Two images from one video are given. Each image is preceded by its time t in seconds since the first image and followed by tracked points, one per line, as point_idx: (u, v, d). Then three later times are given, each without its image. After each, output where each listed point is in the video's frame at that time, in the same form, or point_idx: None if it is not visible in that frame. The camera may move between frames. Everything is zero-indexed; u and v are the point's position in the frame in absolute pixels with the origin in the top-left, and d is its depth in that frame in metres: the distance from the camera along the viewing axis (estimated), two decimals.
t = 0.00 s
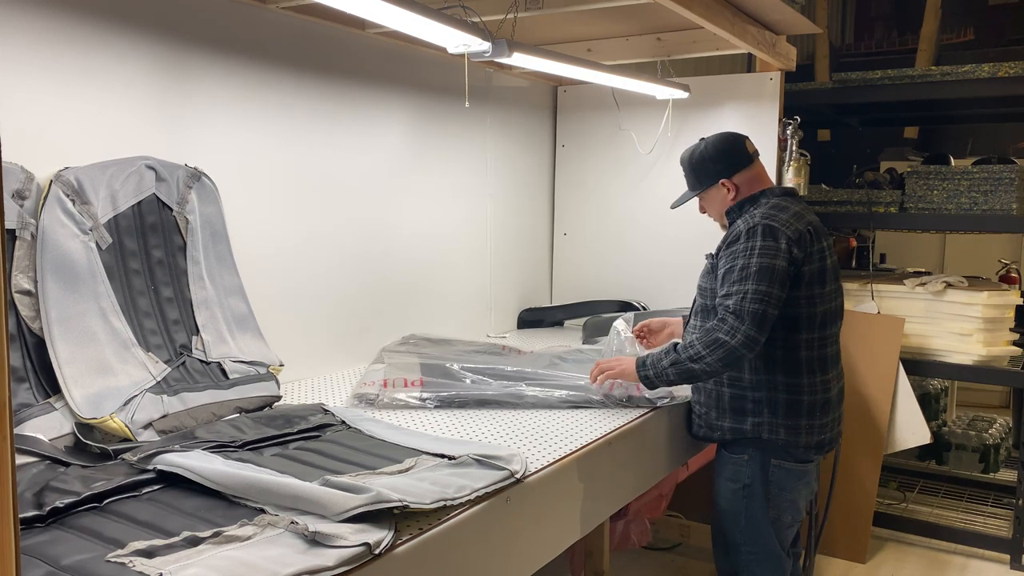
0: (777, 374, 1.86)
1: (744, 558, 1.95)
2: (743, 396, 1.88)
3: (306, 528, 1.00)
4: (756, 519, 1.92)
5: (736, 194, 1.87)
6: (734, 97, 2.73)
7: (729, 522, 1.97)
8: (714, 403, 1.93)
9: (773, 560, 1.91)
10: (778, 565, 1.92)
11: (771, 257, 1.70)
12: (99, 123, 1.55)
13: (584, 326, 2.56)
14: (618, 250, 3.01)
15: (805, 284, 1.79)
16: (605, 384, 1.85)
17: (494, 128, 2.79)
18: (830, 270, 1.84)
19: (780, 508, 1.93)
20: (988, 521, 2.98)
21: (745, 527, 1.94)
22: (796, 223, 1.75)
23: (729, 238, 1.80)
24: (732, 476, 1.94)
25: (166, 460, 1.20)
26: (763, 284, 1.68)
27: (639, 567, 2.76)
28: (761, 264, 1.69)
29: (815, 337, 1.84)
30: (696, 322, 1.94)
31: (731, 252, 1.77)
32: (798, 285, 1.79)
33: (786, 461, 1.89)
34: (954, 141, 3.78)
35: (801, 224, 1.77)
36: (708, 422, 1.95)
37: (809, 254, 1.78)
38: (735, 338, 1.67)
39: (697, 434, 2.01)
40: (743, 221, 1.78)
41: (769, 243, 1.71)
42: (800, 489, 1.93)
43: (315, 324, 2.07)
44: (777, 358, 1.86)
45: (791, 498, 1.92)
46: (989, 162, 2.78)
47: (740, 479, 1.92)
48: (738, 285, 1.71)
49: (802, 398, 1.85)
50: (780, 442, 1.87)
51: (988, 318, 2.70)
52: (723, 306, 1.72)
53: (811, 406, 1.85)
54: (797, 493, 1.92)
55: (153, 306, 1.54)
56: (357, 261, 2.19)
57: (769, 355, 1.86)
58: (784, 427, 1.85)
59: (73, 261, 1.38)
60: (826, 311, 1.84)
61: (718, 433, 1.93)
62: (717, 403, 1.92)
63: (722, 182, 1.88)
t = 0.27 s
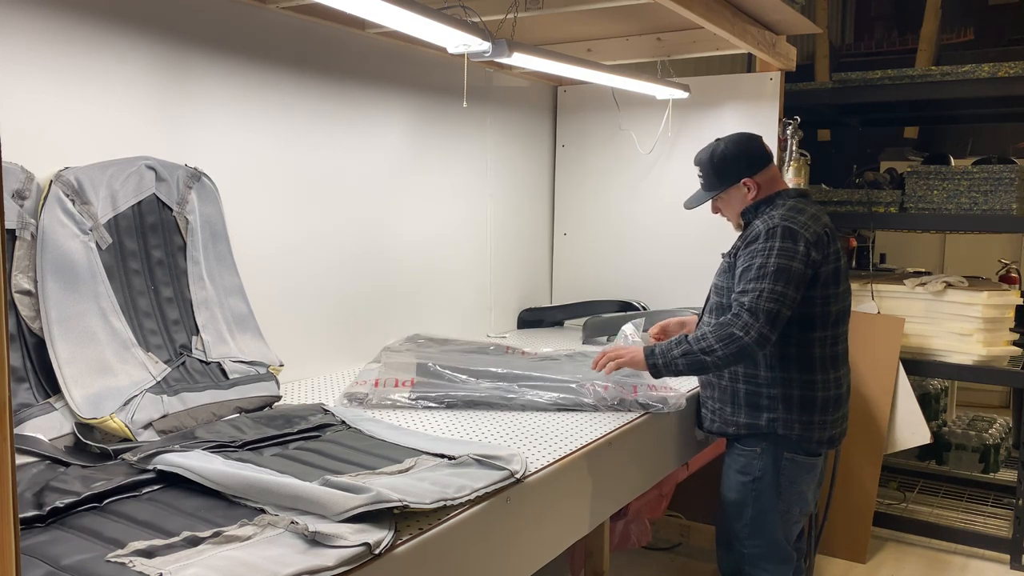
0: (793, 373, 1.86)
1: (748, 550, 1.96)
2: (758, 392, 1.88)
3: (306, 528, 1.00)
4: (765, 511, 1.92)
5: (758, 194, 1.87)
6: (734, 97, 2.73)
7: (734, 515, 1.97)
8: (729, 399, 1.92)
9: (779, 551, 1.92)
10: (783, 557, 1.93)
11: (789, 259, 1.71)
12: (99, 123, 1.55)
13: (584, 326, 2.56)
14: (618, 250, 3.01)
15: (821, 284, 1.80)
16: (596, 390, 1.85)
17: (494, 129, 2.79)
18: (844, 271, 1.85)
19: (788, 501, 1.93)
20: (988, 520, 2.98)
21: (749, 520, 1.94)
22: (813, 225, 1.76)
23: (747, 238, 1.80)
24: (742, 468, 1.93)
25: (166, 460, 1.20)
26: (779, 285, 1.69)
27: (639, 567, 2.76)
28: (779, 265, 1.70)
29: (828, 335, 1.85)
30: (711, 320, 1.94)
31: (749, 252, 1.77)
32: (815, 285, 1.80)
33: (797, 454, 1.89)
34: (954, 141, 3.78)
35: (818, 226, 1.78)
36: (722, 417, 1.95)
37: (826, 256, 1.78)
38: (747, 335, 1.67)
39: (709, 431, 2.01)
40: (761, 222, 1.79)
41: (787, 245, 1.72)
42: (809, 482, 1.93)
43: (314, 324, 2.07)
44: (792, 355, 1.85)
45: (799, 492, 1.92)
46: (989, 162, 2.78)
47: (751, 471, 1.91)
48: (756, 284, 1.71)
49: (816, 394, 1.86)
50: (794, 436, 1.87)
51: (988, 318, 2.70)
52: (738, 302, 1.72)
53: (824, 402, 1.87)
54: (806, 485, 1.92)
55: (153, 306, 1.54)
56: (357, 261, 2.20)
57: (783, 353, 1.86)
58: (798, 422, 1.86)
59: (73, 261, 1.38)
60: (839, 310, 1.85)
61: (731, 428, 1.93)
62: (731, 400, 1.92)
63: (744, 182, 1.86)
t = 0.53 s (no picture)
0: (801, 373, 1.85)
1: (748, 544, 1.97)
2: (767, 390, 1.89)
3: (306, 528, 1.00)
4: (769, 507, 1.92)
5: (770, 194, 1.87)
6: (734, 97, 2.73)
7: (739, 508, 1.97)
8: (738, 397, 1.94)
9: (780, 546, 1.92)
10: (785, 552, 1.93)
11: (795, 266, 1.71)
12: (99, 123, 1.55)
13: (584, 326, 2.56)
14: (618, 250, 3.01)
15: (829, 287, 1.79)
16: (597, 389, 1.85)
17: (494, 129, 2.79)
18: (853, 272, 1.84)
19: (793, 498, 1.91)
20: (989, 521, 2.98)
21: (750, 513, 1.95)
22: (821, 230, 1.76)
23: (757, 243, 1.82)
24: (748, 463, 1.94)
25: (166, 460, 1.20)
26: (785, 292, 1.71)
27: (639, 567, 2.76)
28: (785, 272, 1.72)
29: (836, 335, 1.85)
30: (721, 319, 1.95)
31: (757, 258, 1.79)
32: (823, 289, 1.80)
33: (803, 451, 1.89)
34: (954, 141, 3.78)
35: (826, 230, 1.77)
36: (731, 414, 1.97)
37: (834, 260, 1.78)
38: (751, 343, 1.73)
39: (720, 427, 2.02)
40: (770, 228, 1.79)
41: (794, 251, 1.72)
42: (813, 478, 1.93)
43: (314, 323, 2.07)
44: (799, 356, 1.85)
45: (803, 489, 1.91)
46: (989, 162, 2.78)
47: (757, 466, 1.92)
48: (762, 292, 1.73)
49: (824, 392, 1.85)
50: (800, 434, 1.87)
51: (988, 318, 2.70)
52: (743, 309, 1.76)
53: (831, 401, 1.86)
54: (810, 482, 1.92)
55: (153, 306, 1.54)
56: (359, 261, 2.20)
57: (791, 354, 1.85)
58: (805, 420, 1.86)
59: (73, 262, 1.38)
60: (847, 311, 1.85)
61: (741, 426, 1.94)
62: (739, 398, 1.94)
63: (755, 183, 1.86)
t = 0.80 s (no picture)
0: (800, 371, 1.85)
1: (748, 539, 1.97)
2: (767, 387, 1.89)
3: (306, 528, 1.00)
4: (769, 502, 1.92)
5: (777, 194, 1.87)
6: (734, 97, 2.72)
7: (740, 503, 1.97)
8: (740, 394, 1.95)
9: (778, 541, 1.92)
10: (783, 548, 1.94)
11: (784, 266, 1.73)
12: (99, 123, 1.55)
13: (584, 326, 2.56)
14: (618, 250, 3.01)
15: (824, 288, 1.79)
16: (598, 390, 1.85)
17: (494, 129, 2.79)
18: (853, 273, 1.83)
19: (794, 495, 1.91)
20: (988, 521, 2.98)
21: (750, 508, 1.95)
22: (817, 231, 1.76)
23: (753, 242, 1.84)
24: (749, 459, 1.94)
25: (166, 461, 1.20)
26: (770, 292, 1.72)
27: (639, 567, 2.76)
28: (773, 271, 1.73)
29: (835, 334, 1.84)
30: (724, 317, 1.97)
31: (751, 256, 1.81)
32: (817, 289, 1.80)
33: (804, 449, 1.88)
34: (954, 141, 3.78)
35: (824, 232, 1.77)
36: (734, 412, 1.97)
37: (829, 260, 1.78)
38: (728, 338, 1.76)
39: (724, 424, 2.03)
40: (767, 228, 1.81)
41: (785, 252, 1.74)
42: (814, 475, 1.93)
43: (314, 323, 2.07)
44: (796, 354, 1.85)
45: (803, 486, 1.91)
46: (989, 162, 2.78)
47: (757, 462, 1.92)
48: (747, 290, 1.76)
49: (822, 391, 1.85)
50: (800, 432, 1.87)
51: (988, 318, 2.70)
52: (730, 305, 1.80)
53: (830, 399, 1.86)
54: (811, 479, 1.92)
55: (153, 307, 1.54)
56: (359, 260, 2.20)
57: (789, 352, 1.86)
58: (804, 418, 1.86)
59: (73, 262, 1.38)
60: (846, 311, 1.84)
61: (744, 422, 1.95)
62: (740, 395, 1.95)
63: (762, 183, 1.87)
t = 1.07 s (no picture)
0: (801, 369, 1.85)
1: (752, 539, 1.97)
2: (769, 385, 1.89)
3: (306, 528, 1.00)
4: (772, 502, 1.92)
5: (780, 193, 1.88)
6: (734, 97, 2.72)
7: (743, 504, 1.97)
8: (741, 392, 1.95)
9: (783, 541, 1.93)
10: (788, 547, 1.94)
11: (784, 264, 1.73)
12: (99, 123, 1.55)
13: (584, 326, 2.56)
14: (618, 250, 3.01)
15: (825, 286, 1.79)
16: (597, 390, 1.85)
17: (494, 129, 2.79)
18: (853, 271, 1.83)
19: (798, 494, 1.91)
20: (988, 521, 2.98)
21: (754, 508, 1.95)
22: (817, 229, 1.76)
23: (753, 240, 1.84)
24: (753, 458, 1.94)
25: (166, 460, 1.20)
26: (770, 289, 1.72)
27: (639, 567, 2.76)
28: (773, 269, 1.73)
29: (835, 332, 1.84)
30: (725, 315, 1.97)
31: (751, 255, 1.81)
32: (818, 287, 1.79)
33: (807, 448, 1.88)
34: (954, 141, 3.78)
35: (824, 230, 1.77)
36: (736, 410, 1.97)
37: (830, 258, 1.78)
38: (727, 334, 1.76)
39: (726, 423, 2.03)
40: (767, 226, 1.81)
41: (785, 250, 1.74)
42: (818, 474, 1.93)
43: (314, 323, 2.07)
44: (798, 352, 1.85)
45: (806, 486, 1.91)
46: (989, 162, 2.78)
47: (760, 461, 1.92)
48: (747, 287, 1.76)
49: (824, 389, 1.85)
50: (803, 431, 1.87)
51: (988, 318, 2.70)
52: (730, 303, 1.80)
53: (832, 397, 1.86)
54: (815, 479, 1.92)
55: (153, 307, 1.54)
56: (359, 260, 2.20)
57: (789, 350, 1.86)
58: (806, 416, 1.85)
59: (73, 262, 1.38)
60: (846, 309, 1.84)
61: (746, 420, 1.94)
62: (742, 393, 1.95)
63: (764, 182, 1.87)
